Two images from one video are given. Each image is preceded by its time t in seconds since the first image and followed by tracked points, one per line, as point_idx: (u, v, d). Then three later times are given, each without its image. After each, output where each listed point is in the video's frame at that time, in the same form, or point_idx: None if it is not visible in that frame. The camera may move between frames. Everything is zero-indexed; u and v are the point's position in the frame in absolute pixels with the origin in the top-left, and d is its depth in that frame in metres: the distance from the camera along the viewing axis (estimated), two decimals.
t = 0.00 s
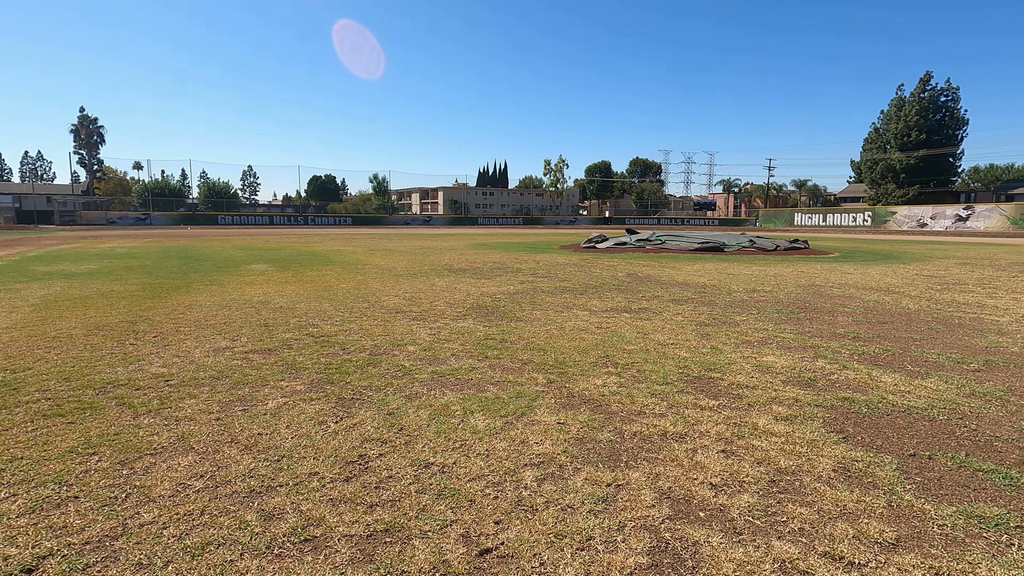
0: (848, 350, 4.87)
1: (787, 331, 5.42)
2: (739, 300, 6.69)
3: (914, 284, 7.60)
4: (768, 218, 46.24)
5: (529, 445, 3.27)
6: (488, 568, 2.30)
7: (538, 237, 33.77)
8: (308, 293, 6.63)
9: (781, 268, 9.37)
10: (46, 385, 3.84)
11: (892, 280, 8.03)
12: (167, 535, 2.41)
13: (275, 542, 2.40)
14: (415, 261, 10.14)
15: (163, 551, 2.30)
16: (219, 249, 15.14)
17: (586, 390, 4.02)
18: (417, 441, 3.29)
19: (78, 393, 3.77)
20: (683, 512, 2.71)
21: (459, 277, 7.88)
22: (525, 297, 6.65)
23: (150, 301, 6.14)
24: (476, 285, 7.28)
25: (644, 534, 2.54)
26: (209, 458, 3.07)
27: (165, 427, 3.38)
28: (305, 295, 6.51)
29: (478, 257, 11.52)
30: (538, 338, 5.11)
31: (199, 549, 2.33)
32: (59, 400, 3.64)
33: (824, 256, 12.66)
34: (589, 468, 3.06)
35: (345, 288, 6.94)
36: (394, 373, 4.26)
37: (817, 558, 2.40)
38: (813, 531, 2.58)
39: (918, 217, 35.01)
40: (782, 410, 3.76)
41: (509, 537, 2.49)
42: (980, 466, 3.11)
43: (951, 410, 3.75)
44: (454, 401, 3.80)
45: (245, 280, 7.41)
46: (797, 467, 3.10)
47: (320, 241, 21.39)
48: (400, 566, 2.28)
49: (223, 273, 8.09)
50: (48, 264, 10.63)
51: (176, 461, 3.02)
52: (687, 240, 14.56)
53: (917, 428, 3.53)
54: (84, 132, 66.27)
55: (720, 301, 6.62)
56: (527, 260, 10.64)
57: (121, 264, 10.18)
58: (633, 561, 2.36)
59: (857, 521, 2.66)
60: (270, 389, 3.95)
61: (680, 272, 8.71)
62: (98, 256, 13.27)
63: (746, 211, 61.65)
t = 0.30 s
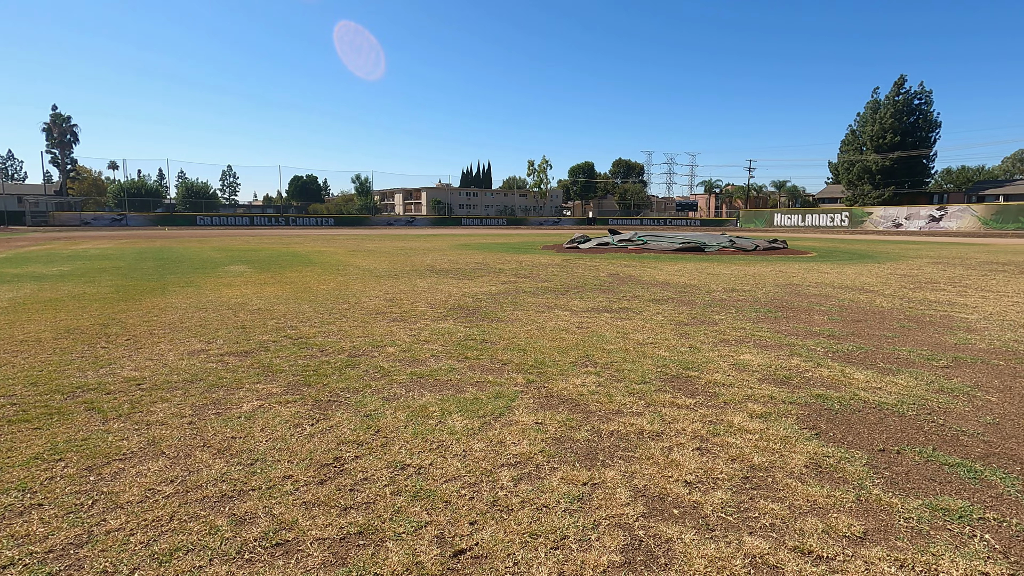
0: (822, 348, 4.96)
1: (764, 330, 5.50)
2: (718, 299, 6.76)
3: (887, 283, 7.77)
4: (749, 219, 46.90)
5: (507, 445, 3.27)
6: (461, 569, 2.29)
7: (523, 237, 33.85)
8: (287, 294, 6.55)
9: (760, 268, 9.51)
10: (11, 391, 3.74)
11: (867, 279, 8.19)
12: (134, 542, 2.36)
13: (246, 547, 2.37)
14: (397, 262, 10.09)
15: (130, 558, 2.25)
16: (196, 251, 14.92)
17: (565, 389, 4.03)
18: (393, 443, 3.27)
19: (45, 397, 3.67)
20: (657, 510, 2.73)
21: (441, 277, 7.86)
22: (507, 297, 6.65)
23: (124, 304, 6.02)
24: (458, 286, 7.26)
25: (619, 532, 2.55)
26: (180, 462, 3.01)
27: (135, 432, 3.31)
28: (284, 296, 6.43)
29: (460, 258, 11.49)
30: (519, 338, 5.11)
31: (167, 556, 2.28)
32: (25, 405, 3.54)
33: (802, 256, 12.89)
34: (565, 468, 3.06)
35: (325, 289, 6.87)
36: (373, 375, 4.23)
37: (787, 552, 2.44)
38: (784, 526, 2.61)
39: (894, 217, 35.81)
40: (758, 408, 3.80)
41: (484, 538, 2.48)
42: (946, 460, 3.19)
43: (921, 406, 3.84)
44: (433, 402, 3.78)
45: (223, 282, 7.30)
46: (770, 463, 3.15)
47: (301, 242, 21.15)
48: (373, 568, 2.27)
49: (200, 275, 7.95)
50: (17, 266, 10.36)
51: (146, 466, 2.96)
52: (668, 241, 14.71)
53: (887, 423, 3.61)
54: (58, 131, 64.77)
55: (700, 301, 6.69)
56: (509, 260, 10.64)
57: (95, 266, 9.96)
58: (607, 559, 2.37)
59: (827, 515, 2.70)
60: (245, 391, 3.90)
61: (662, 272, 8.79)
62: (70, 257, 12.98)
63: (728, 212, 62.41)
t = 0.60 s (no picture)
0: (798, 346, 5.04)
1: (741, 329, 5.57)
2: (697, 299, 6.83)
3: (862, 282, 7.94)
4: (729, 220, 47.57)
5: (483, 445, 3.26)
6: (434, 570, 2.27)
7: (506, 238, 33.87)
8: (264, 296, 6.45)
9: (739, 268, 9.64)
10: None
11: (842, 279, 8.36)
12: (97, 549, 2.29)
13: (214, 553, 2.32)
14: (378, 263, 10.02)
15: (92, 566, 2.19)
16: (171, 253, 14.62)
17: (543, 389, 4.03)
18: (369, 445, 3.23)
19: (9, 403, 3.56)
20: (632, 508, 2.74)
21: (421, 279, 7.82)
22: (488, 298, 6.64)
23: (94, 307, 5.87)
24: (438, 287, 7.23)
25: (593, 530, 2.56)
26: (148, 468, 2.94)
27: (102, 437, 3.22)
28: (261, 298, 6.34)
29: (442, 259, 11.46)
30: (498, 339, 5.10)
31: (131, 563, 2.23)
32: None
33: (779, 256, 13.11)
34: (541, 467, 3.06)
35: (303, 290, 6.79)
36: (350, 376, 4.18)
37: (758, 547, 2.46)
38: (755, 522, 2.64)
39: (870, 218, 36.63)
40: (733, 405, 3.84)
41: (457, 539, 2.47)
42: (914, 454, 3.26)
43: (891, 401, 3.91)
44: (410, 404, 3.76)
45: (199, 284, 7.17)
46: (744, 460, 3.18)
47: (282, 244, 20.90)
48: (343, 571, 2.24)
49: (175, 277, 7.80)
50: None
51: (112, 472, 2.88)
52: (649, 242, 14.84)
53: (858, 419, 3.67)
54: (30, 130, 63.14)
55: (679, 301, 6.75)
56: (492, 261, 10.64)
57: (65, 269, 9.71)
58: (580, 557, 2.37)
59: (798, 510, 2.74)
60: (218, 395, 3.83)
61: (642, 272, 8.86)
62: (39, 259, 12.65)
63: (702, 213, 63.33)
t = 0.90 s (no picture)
0: (770, 344, 5.14)
1: (716, 327, 5.66)
2: (672, 298, 6.93)
3: (832, 280, 8.14)
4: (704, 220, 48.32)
5: (458, 448, 3.25)
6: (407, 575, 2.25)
7: (485, 238, 33.81)
8: (237, 298, 6.32)
9: (714, 267, 9.80)
10: None
11: (813, 277, 8.56)
12: (57, 563, 2.22)
13: (180, 563, 2.26)
14: (354, 264, 9.91)
15: None
16: (139, 254, 14.26)
17: (519, 390, 4.04)
18: (342, 449, 3.19)
19: None
20: (606, 507, 2.76)
21: (398, 280, 7.76)
22: (465, 299, 6.62)
23: (57, 311, 5.67)
24: (416, 288, 7.18)
25: (567, 530, 2.57)
26: (112, 477, 2.85)
27: (64, 446, 3.11)
28: (233, 300, 6.21)
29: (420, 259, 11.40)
30: (475, 340, 5.09)
31: None
32: None
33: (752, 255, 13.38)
34: (517, 468, 3.06)
35: (277, 292, 6.68)
36: (324, 380, 4.13)
37: (728, 544, 2.51)
38: (726, 518, 2.69)
39: (840, 217, 37.63)
40: (706, 403, 3.90)
41: (431, 543, 2.45)
42: (880, 448, 3.35)
43: (858, 397, 4.02)
44: (385, 406, 3.72)
45: (168, 286, 6.99)
46: (716, 457, 3.23)
47: (255, 245, 20.49)
48: None
49: (143, 279, 7.59)
50: None
51: (74, 482, 2.79)
52: (626, 241, 14.99)
53: (827, 415, 3.77)
54: None
55: (655, 300, 6.83)
56: (470, 262, 10.62)
57: (26, 271, 9.37)
58: (554, 558, 2.38)
59: (767, 506, 2.80)
60: (187, 400, 3.73)
61: (620, 272, 8.94)
62: None
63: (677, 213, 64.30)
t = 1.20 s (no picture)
0: (738, 341, 5.25)
1: (686, 325, 5.75)
2: (645, 297, 7.02)
3: (798, 278, 8.36)
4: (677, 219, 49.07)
5: (428, 449, 3.23)
6: None
7: (462, 238, 33.71)
8: (203, 300, 6.16)
9: (686, 265, 9.96)
10: None
11: (781, 275, 8.77)
12: None
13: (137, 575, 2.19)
14: (326, 264, 9.76)
15: None
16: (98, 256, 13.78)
17: (491, 390, 4.04)
18: (310, 453, 3.14)
19: None
20: (575, 505, 2.78)
21: (371, 280, 7.67)
22: (439, 299, 6.58)
23: (10, 315, 5.44)
24: (389, 288, 7.11)
25: (535, 530, 2.58)
26: (66, 487, 2.75)
27: (15, 456, 2.99)
28: (199, 303, 6.05)
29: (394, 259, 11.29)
30: (448, 340, 5.07)
31: None
32: None
33: (722, 254, 13.65)
34: (487, 469, 3.07)
35: (246, 294, 6.54)
36: (293, 383, 4.05)
37: (693, 539, 2.55)
38: (692, 514, 2.74)
39: (808, 216, 38.68)
40: (675, 400, 3.97)
41: (399, 546, 2.43)
42: (840, 441, 3.46)
43: (821, 392, 4.14)
44: (354, 409, 3.68)
45: (130, 288, 6.77)
46: (684, 454, 3.28)
47: (224, 246, 20.03)
48: None
49: (103, 281, 7.33)
50: None
51: (25, 494, 2.67)
52: (599, 240, 15.13)
53: (791, 410, 3.86)
54: None
55: (628, 298, 6.91)
56: (445, 261, 10.57)
57: None
58: (522, 558, 2.39)
59: (732, 500, 2.86)
60: (149, 406, 3.62)
61: (593, 270, 9.01)
62: None
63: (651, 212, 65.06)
